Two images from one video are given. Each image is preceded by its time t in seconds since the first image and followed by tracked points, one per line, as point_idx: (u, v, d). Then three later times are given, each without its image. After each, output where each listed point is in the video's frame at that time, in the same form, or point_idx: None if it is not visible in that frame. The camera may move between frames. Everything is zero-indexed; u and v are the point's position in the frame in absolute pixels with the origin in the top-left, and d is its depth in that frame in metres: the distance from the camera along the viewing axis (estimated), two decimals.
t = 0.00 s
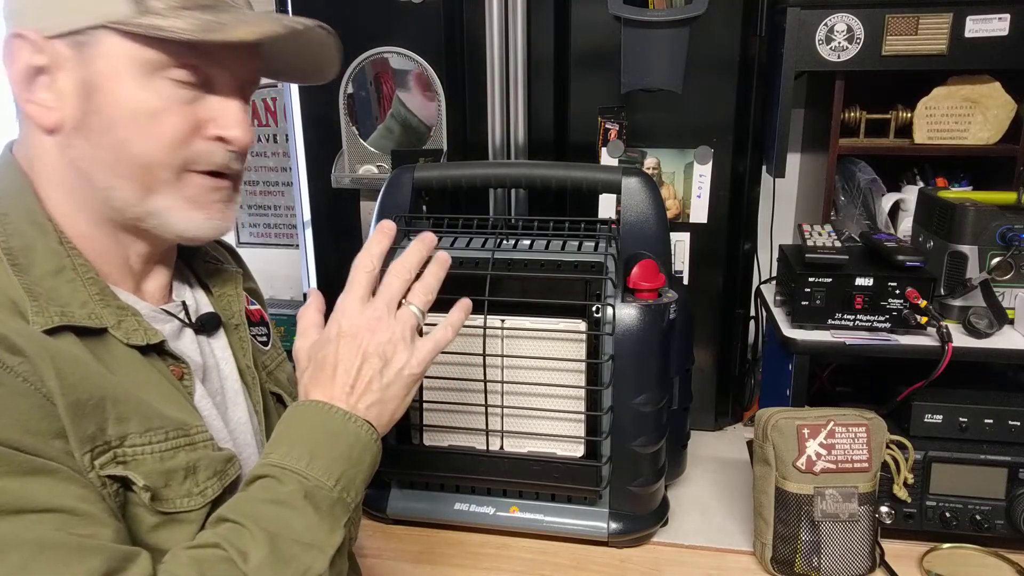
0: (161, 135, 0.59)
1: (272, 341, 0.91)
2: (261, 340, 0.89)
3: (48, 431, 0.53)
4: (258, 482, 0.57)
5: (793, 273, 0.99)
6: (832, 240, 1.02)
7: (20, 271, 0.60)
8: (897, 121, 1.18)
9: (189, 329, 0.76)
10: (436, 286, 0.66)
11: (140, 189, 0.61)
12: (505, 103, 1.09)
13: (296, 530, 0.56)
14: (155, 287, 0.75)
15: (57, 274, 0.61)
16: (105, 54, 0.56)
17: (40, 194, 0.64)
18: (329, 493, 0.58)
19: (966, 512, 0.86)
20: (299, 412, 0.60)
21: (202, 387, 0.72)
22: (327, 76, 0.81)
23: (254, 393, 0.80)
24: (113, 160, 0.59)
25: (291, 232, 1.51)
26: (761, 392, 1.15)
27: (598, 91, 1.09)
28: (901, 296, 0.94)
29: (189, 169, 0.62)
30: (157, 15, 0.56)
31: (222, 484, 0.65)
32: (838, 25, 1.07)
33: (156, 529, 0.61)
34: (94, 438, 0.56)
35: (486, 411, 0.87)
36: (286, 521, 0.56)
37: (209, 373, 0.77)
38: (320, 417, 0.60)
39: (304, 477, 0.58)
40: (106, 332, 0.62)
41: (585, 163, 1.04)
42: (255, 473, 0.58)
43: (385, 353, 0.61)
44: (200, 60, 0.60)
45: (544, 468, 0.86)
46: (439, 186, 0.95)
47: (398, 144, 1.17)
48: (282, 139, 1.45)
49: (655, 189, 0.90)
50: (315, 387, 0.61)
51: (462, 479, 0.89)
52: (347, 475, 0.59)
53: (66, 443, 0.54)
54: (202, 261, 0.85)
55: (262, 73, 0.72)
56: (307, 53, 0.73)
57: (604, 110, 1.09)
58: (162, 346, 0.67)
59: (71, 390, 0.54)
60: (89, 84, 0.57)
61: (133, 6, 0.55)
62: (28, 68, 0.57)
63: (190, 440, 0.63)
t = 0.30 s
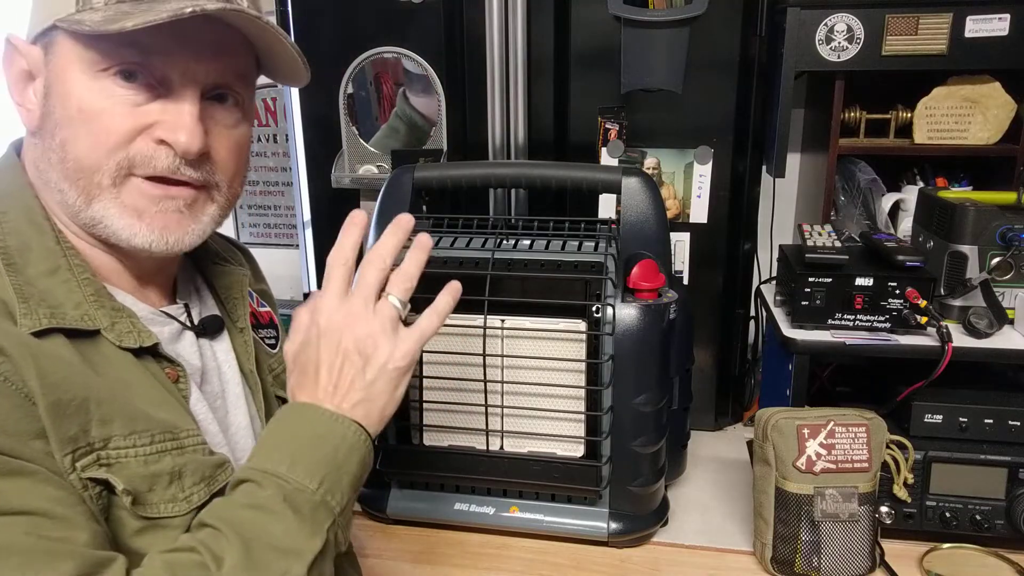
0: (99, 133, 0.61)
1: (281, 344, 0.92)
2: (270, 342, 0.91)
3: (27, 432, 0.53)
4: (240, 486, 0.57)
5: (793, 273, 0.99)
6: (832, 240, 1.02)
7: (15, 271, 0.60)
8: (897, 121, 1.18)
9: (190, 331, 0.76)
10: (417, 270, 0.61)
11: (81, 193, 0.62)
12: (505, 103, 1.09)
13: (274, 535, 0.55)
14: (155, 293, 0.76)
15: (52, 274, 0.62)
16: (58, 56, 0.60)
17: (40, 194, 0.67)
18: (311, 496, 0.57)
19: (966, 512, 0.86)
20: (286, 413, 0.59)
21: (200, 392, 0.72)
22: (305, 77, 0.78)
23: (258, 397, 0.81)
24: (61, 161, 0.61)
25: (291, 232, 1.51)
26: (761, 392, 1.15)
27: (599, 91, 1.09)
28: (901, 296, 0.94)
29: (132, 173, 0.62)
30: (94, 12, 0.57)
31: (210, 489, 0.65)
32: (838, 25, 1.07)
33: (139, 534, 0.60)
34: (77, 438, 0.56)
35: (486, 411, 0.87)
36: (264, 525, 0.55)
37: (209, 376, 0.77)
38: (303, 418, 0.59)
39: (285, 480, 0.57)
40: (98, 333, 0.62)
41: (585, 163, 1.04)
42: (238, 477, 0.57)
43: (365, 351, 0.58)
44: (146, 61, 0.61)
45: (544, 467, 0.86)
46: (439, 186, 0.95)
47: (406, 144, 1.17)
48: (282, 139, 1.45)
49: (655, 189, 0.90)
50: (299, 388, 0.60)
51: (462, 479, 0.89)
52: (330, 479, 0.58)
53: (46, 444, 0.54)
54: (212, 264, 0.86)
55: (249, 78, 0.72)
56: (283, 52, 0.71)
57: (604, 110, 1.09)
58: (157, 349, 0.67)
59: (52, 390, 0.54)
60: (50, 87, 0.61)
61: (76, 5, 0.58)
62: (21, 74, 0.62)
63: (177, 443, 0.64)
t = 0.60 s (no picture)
0: (114, 138, 0.61)
1: (285, 345, 0.92)
2: (274, 344, 0.91)
3: (30, 442, 0.53)
4: (246, 505, 0.57)
5: (793, 273, 0.99)
6: (833, 240, 1.02)
7: (22, 275, 0.60)
8: (897, 121, 1.18)
9: (195, 333, 0.76)
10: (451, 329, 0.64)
11: (97, 197, 0.62)
12: (505, 103, 1.09)
13: (279, 557, 0.55)
14: (160, 294, 0.76)
15: (59, 278, 0.63)
16: (70, 59, 0.60)
17: (49, 197, 0.67)
18: (316, 521, 0.58)
19: (965, 512, 0.86)
20: (293, 437, 0.60)
21: (206, 396, 0.73)
22: (317, 74, 0.78)
23: (263, 399, 0.81)
24: (76, 164, 0.61)
25: (292, 232, 1.51)
26: (761, 392, 1.15)
27: (599, 91, 1.09)
28: (901, 296, 0.94)
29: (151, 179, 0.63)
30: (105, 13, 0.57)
31: (213, 498, 0.66)
32: (838, 25, 1.07)
33: (142, 542, 0.60)
34: (81, 449, 0.56)
35: (486, 411, 0.87)
36: (269, 546, 0.55)
37: (214, 379, 0.77)
38: (312, 443, 0.59)
39: (292, 503, 0.57)
40: (105, 338, 0.62)
41: (585, 163, 1.04)
42: (244, 495, 0.58)
43: (389, 387, 0.60)
44: (159, 62, 0.61)
45: (544, 467, 0.86)
46: (439, 186, 0.95)
47: (409, 144, 1.17)
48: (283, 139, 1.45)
49: (655, 190, 0.90)
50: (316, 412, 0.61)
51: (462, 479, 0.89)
52: (334, 505, 0.59)
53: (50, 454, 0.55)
54: (219, 266, 0.87)
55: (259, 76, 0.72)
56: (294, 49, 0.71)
57: (604, 110, 1.09)
58: (163, 354, 0.67)
59: (55, 402, 0.54)
60: (62, 90, 0.61)
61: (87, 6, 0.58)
62: (31, 78, 0.62)
63: (182, 452, 0.64)
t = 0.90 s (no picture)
0: (118, 125, 0.60)
1: (288, 345, 0.92)
2: (276, 343, 0.90)
3: (32, 448, 0.53)
4: (243, 516, 0.59)
5: (793, 273, 0.99)
6: (832, 240, 1.02)
7: (25, 277, 0.60)
8: (897, 121, 1.18)
9: (198, 334, 0.76)
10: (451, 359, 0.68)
11: (103, 188, 0.62)
12: (505, 102, 1.09)
13: (277, 569, 0.56)
14: (164, 294, 0.76)
15: (62, 280, 0.62)
16: (72, 49, 0.59)
17: (53, 198, 0.67)
18: (313, 535, 0.59)
19: (965, 512, 0.86)
20: (290, 448, 0.62)
21: (210, 397, 0.72)
22: (318, 54, 0.78)
23: (268, 399, 0.81)
24: (80, 156, 0.61)
25: (291, 232, 1.52)
26: (761, 392, 1.15)
27: (599, 91, 1.09)
28: (901, 296, 0.94)
29: (155, 162, 0.63)
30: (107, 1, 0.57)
31: (214, 503, 0.66)
32: (838, 25, 1.07)
33: (142, 547, 0.61)
34: (82, 455, 0.56)
35: (486, 411, 0.87)
36: (266, 559, 0.56)
37: (217, 380, 0.77)
38: (311, 457, 0.61)
39: (290, 516, 0.59)
40: (108, 340, 0.63)
41: (585, 163, 1.04)
42: (242, 506, 0.59)
43: (390, 406, 0.64)
44: (161, 44, 0.61)
45: (544, 467, 0.86)
46: (439, 185, 0.95)
47: (409, 144, 1.17)
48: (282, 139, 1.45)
49: (655, 190, 0.90)
50: (315, 426, 0.63)
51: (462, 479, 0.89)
52: (331, 520, 0.61)
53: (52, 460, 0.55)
54: (222, 261, 0.86)
55: (259, 59, 0.72)
56: (296, 28, 0.71)
57: (604, 109, 1.09)
58: (166, 355, 0.67)
59: (56, 407, 0.54)
60: (64, 83, 0.60)
61: None
62: (33, 77, 0.62)
63: (183, 456, 0.64)
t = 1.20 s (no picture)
0: (119, 129, 0.61)
1: (288, 345, 0.92)
2: (276, 343, 0.90)
3: (28, 452, 0.53)
4: (239, 524, 0.60)
5: (793, 273, 0.99)
6: (833, 240, 1.02)
7: (25, 277, 0.60)
8: (897, 121, 1.18)
9: (198, 334, 0.76)
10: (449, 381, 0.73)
11: (103, 191, 0.62)
12: (505, 102, 1.09)
13: None
14: (164, 294, 0.75)
15: (61, 280, 0.63)
16: (75, 52, 0.59)
17: (53, 198, 0.67)
18: (308, 546, 0.61)
19: (966, 512, 0.86)
20: (288, 458, 0.64)
21: (209, 398, 0.73)
22: (323, 64, 0.78)
23: (267, 399, 0.81)
24: (81, 159, 0.61)
25: (291, 232, 1.52)
26: (761, 392, 1.15)
27: (599, 91, 1.09)
28: (901, 296, 0.94)
29: (154, 168, 0.63)
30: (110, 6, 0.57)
31: (210, 505, 0.66)
32: (838, 25, 1.07)
33: (139, 549, 0.61)
34: (78, 458, 0.56)
35: (486, 411, 0.87)
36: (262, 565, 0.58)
37: (216, 380, 0.77)
38: (308, 469, 0.63)
39: (285, 527, 0.60)
40: (107, 342, 0.63)
41: (585, 163, 1.04)
42: (238, 514, 0.61)
43: (389, 420, 0.66)
44: (163, 51, 0.61)
45: (544, 467, 0.87)
46: (439, 186, 0.95)
47: (409, 144, 1.17)
48: (282, 139, 1.45)
49: (655, 190, 0.90)
50: (314, 436, 0.66)
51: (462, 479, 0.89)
52: (326, 532, 0.62)
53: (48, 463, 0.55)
54: (222, 261, 0.86)
55: (264, 67, 0.72)
56: (300, 37, 0.71)
57: (604, 109, 1.09)
58: (165, 356, 0.68)
59: (52, 411, 0.54)
60: (66, 86, 0.60)
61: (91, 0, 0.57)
62: (34, 77, 0.62)
63: (180, 459, 0.64)
